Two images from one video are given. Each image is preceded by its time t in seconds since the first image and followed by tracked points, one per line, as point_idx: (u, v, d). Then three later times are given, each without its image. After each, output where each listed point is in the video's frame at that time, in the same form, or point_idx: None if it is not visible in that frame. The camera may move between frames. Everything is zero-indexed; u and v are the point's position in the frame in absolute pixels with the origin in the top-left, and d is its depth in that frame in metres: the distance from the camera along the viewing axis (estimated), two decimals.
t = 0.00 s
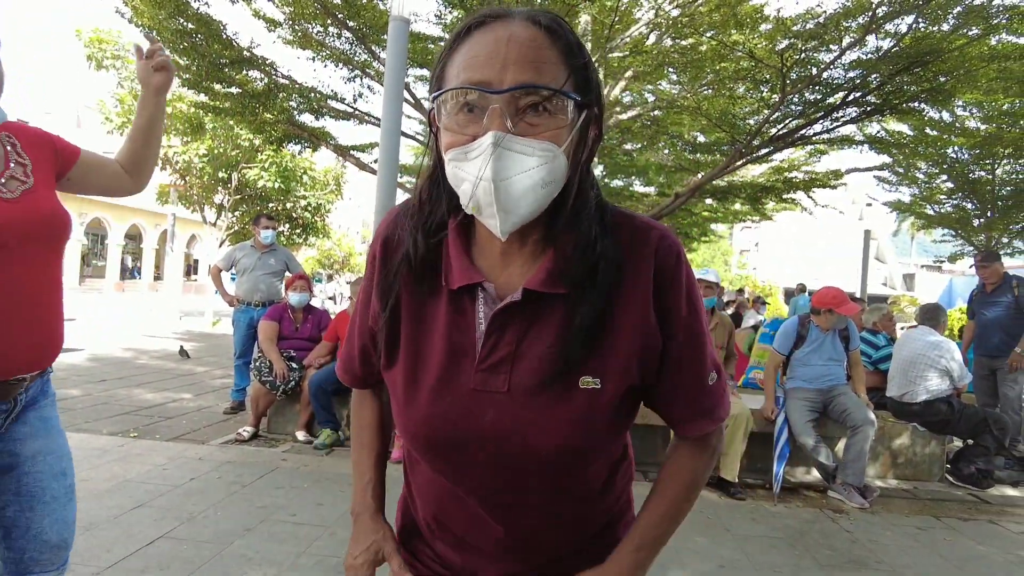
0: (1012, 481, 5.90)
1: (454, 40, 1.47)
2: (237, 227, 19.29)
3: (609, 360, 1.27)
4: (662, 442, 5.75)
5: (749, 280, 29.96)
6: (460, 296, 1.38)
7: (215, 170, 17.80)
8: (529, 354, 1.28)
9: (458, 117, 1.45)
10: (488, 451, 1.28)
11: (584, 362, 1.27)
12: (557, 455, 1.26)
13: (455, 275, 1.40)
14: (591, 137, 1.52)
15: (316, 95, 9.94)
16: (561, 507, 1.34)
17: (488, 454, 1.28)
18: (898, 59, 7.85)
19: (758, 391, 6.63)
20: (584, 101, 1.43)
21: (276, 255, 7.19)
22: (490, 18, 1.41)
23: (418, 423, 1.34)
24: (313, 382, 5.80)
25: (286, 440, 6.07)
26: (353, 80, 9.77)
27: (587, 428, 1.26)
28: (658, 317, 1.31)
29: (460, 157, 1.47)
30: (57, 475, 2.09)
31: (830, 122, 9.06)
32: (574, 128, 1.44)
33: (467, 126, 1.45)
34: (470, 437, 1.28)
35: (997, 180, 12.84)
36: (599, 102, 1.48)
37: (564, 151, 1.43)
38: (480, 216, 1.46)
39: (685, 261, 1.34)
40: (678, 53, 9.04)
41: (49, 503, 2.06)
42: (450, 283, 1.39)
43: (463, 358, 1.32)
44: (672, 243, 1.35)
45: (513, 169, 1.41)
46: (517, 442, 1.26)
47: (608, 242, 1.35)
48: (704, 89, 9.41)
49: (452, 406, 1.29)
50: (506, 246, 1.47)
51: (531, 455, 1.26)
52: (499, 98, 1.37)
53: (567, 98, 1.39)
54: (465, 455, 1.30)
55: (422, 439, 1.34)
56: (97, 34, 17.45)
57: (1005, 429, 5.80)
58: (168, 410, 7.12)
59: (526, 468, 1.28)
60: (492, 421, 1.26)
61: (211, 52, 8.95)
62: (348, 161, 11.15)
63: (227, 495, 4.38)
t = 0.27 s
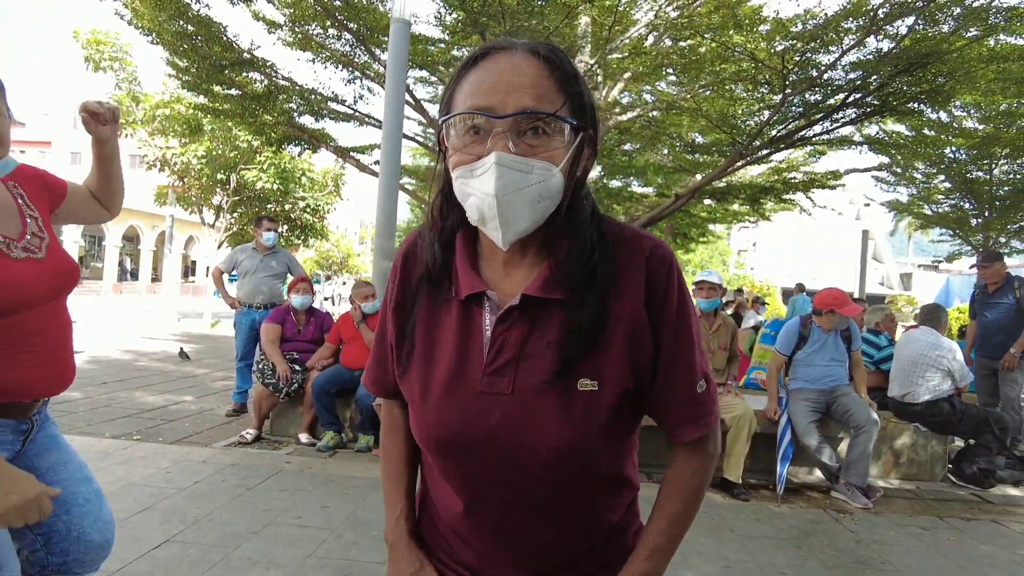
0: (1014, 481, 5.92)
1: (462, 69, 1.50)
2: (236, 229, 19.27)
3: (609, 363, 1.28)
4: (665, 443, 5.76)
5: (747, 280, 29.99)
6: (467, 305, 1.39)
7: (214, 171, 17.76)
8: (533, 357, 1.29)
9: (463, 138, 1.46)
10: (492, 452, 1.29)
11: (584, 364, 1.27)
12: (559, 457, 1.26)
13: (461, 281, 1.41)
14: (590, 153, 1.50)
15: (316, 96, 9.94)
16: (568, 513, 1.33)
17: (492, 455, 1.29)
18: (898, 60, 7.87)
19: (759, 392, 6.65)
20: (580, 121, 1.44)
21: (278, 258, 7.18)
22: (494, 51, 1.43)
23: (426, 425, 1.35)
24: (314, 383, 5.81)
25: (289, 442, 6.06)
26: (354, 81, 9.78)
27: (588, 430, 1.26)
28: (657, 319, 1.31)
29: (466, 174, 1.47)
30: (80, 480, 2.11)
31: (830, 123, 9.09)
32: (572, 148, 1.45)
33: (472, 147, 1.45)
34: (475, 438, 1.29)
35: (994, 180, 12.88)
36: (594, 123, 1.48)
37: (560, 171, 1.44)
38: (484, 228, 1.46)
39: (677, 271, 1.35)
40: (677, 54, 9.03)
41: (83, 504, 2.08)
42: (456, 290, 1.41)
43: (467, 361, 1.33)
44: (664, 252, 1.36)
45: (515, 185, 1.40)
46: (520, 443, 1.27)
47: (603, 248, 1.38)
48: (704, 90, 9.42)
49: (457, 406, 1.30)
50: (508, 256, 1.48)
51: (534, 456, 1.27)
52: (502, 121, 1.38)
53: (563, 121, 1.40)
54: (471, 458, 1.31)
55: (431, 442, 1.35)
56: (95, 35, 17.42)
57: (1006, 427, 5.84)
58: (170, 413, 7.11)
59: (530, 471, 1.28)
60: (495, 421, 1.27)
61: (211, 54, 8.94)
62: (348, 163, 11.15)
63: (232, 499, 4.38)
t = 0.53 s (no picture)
0: (1018, 476, 5.91)
1: (485, 44, 1.47)
2: (236, 229, 19.26)
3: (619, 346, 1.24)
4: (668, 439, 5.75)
5: (748, 280, 29.97)
6: (477, 280, 1.38)
7: (214, 171, 17.76)
8: (541, 337, 1.27)
9: (487, 116, 1.44)
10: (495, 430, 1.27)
11: (592, 344, 1.25)
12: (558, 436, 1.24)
13: (473, 260, 1.40)
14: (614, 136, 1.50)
15: (317, 94, 9.94)
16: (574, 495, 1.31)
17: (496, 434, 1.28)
18: (900, 56, 7.86)
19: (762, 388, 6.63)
20: (606, 98, 1.43)
21: (279, 255, 7.17)
22: (518, 24, 1.40)
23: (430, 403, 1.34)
24: (318, 379, 5.80)
25: (291, 439, 6.04)
26: (354, 79, 9.76)
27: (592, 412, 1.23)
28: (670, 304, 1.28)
29: (491, 153, 1.45)
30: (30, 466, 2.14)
31: (831, 120, 9.08)
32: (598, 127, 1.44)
33: (497, 124, 1.43)
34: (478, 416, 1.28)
35: (995, 178, 12.86)
36: (619, 102, 1.47)
37: (586, 149, 1.43)
38: (509, 209, 1.44)
39: (695, 256, 1.32)
40: (678, 53, 9.04)
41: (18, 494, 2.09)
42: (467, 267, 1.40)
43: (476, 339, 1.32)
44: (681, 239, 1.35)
45: (542, 165, 1.39)
46: (521, 422, 1.25)
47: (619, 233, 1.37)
48: (705, 88, 9.42)
49: (463, 384, 1.29)
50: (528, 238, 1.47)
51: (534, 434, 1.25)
52: (528, 97, 1.37)
53: (591, 97, 1.39)
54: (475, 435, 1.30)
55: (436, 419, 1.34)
56: (96, 35, 17.41)
57: (1011, 423, 5.84)
58: (171, 411, 7.10)
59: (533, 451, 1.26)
60: (497, 398, 1.26)
61: (212, 52, 8.94)
62: (348, 161, 11.14)
63: (235, 494, 4.37)
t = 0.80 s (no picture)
0: (1017, 474, 5.90)
1: (467, 70, 1.44)
2: (236, 229, 19.24)
3: (630, 367, 1.21)
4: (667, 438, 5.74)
5: (748, 279, 29.96)
6: (483, 307, 1.35)
7: (214, 171, 17.74)
8: (550, 361, 1.24)
9: (475, 143, 1.41)
10: (511, 460, 1.25)
11: (604, 369, 1.21)
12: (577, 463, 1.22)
13: (477, 285, 1.37)
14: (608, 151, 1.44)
15: (315, 94, 9.93)
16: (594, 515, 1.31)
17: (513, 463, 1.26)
18: (899, 54, 7.84)
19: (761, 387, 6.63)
20: (596, 116, 1.37)
21: (278, 254, 7.16)
22: (499, 47, 1.37)
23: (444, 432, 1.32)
24: (315, 378, 5.79)
25: (289, 438, 6.04)
26: (353, 79, 9.76)
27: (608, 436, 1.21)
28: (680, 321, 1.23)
29: (478, 181, 1.43)
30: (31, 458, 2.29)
31: (830, 119, 9.08)
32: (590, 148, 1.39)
33: (484, 151, 1.40)
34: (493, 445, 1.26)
35: (995, 176, 12.85)
36: (610, 115, 1.41)
37: (577, 172, 1.38)
38: (499, 237, 1.41)
39: (702, 266, 1.27)
40: (677, 52, 9.04)
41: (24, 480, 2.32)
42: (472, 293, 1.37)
43: (485, 367, 1.29)
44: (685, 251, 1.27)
45: (529, 191, 1.35)
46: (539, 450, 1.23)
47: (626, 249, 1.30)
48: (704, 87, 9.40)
49: (477, 415, 1.27)
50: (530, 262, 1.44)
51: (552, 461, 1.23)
52: (513, 124, 1.34)
53: (578, 120, 1.34)
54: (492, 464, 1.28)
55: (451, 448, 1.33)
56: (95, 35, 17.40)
57: (1010, 421, 5.82)
58: (170, 410, 7.09)
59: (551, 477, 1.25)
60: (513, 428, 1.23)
61: (210, 51, 8.93)
62: (347, 161, 11.13)
63: (233, 493, 4.36)
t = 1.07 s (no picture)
0: (1013, 471, 5.89)
1: (451, 58, 1.40)
2: (233, 228, 19.20)
3: (600, 358, 1.16)
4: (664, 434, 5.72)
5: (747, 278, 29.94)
6: (461, 294, 1.32)
7: (211, 170, 17.71)
8: (523, 349, 1.21)
9: (461, 132, 1.37)
10: (481, 449, 1.22)
11: (574, 358, 1.17)
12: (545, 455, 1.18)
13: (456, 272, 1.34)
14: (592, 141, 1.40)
15: (311, 92, 9.91)
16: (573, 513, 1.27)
17: (483, 451, 1.23)
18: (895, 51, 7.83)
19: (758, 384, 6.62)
20: (580, 104, 1.34)
21: (273, 253, 7.14)
22: (484, 34, 1.33)
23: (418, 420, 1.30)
24: (309, 374, 5.75)
25: (284, 436, 6.02)
26: (349, 77, 9.74)
27: (576, 430, 1.16)
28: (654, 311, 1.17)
29: (464, 171, 1.39)
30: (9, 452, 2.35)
31: (827, 115, 9.07)
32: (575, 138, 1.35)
33: (470, 140, 1.37)
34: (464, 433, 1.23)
35: (992, 174, 12.83)
36: (593, 103, 1.37)
37: (564, 161, 1.35)
38: (488, 226, 1.38)
39: (683, 262, 1.20)
40: (675, 50, 9.02)
41: None
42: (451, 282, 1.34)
43: (459, 354, 1.27)
44: (659, 243, 1.22)
45: (517, 180, 1.31)
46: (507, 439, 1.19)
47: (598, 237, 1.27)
48: (701, 85, 9.38)
49: (448, 400, 1.24)
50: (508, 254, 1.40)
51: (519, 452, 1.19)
52: (500, 112, 1.30)
53: (564, 107, 1.31)
54: (465, 453, 1.26)
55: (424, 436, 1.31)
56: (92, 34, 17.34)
57: (1005, 417, 5.84)
58: (165, 408, 7.07)
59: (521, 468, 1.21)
60: (479, 415, 1.21)
61: (206, 49, 8.91)
62: (344, 159, 11.11)
63: (226, 490, 4.34)
